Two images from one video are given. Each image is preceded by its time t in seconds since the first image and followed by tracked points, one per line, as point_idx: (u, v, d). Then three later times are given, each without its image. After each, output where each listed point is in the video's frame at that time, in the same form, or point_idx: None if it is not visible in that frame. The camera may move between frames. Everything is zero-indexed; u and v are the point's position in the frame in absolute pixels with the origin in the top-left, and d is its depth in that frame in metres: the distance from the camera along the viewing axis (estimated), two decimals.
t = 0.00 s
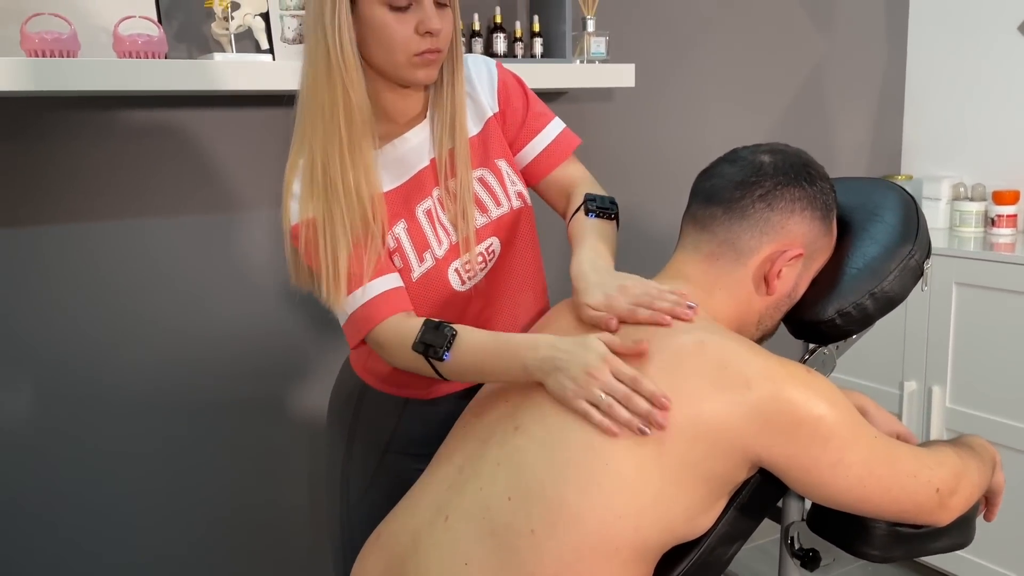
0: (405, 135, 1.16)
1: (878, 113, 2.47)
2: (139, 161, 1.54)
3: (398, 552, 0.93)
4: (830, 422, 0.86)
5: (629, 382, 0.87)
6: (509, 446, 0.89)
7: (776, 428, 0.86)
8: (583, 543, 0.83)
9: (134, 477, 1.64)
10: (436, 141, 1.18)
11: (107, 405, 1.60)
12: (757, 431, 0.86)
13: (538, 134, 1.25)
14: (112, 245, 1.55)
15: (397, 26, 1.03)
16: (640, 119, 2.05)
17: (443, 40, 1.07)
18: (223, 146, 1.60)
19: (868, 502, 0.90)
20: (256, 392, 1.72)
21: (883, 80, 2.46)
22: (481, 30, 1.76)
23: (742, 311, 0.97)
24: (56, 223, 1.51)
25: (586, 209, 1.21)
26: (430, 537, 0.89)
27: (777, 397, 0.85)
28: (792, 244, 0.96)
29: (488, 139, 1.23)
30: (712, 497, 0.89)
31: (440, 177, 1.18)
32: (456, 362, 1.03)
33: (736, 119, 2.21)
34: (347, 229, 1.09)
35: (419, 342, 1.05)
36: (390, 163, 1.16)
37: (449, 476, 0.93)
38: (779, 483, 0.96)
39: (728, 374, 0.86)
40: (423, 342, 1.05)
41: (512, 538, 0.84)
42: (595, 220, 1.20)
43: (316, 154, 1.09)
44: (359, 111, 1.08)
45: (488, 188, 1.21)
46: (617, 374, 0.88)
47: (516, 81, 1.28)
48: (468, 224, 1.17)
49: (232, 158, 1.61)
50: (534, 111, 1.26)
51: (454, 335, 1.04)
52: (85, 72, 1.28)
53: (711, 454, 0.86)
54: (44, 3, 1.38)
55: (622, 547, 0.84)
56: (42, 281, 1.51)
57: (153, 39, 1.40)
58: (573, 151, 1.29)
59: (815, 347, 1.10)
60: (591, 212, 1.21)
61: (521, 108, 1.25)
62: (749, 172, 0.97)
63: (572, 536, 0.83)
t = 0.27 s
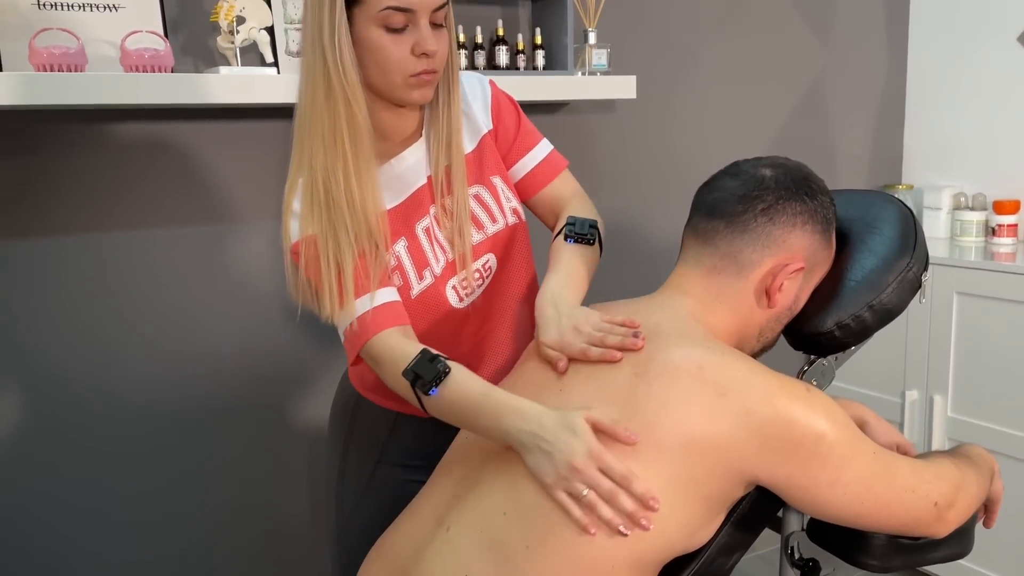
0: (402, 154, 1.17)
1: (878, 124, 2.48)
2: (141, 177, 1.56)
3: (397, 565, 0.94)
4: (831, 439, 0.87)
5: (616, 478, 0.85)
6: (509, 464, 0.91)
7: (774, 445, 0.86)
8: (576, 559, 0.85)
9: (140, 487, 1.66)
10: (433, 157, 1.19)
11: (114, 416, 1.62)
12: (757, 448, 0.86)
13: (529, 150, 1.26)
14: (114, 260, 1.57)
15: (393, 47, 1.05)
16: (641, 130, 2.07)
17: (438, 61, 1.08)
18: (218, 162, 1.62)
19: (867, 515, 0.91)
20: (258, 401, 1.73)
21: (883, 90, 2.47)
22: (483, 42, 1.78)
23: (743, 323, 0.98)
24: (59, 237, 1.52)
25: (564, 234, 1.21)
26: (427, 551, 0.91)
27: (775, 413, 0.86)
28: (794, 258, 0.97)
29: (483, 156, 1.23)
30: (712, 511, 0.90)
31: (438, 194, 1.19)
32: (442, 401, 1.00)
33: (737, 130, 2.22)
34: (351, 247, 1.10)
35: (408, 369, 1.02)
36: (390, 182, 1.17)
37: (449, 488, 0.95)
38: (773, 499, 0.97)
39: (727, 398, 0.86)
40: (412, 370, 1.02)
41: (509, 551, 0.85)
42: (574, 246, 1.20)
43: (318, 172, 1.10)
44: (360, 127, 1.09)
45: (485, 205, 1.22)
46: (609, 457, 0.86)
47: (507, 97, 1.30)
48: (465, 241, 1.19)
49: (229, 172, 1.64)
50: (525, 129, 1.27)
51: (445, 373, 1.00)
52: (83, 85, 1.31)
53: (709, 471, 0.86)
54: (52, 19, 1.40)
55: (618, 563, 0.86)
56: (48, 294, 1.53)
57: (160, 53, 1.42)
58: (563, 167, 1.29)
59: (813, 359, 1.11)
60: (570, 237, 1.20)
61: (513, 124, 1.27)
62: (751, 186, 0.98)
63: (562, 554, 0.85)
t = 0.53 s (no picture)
0: (382, 179, 1.18)
1: (878, 134, 2.49)
2: (144, 187, 1.59)
3: (401, 571, 0.96)
4: (830, 450, 0.88)
5: (539, 493, 0.88)
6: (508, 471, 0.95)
7: (774, 456, 0.87)
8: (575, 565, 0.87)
9: (145, 494, 1.68)
10: (415, 181, 1.20)
11: (119, 423, 1.64)
12: (756, 459, 0.87)
13: (508, 169, 1.20)
14: (118, 269, 1.60)
15: (377, 72, 1.06)
16: (641, 141, 2.08)
17: (423, 85, 1.10)
18: (221, 171, 1.64)
19: (865, 526, 0.92)
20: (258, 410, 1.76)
21: (883, 100, 2.48)
22: (485, 54, 1.80)
23: (742, 336, 0.99)
24: (64, 247, 1.55)
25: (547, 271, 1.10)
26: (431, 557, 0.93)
27: (775, 424, 0.87)
28: (792, 271, 0.98)
29: (466, 178, 1.22)
30: (712, 521, 0.91)
31: (417, 219, 1.20)
32: (395, 437, 1.07)
33: (738, 139, 2.24)
34: (315, 277, 1.13)
35: (360, 412, 1.10)
36: (368, 207, 1.18)
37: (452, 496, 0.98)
38: (772, 509, 0.98)
39: (727, 412, 0.87)
40: (363, 413, 1.09)
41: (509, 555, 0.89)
42: (559, 283, 1.09)
43: (289, 204, 1.13)
44: (329, 159, 1.11)
45: (467, 229, 1.22)
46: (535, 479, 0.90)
47: (497, 111, 1.25)
48: (443, 266, 1.18)
49: (232, 182, 1.66)
50: (507, 144, 1.22)
51: (391, 412, 1.07)
52: (90, 99, 1.33)
53: (710, 482, 0.87)
54: (59, 33, 1.42)
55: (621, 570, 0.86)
56: (55, 303, 1.56)
57: (166, 67, 1.43)
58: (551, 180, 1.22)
59: (812, 370, 1.12)
60: (554, 274, 1.09)
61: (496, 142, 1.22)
62: (750, 200, 0.99)
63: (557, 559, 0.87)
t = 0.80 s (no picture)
0: (370, 201, 1.19)
1: (878, 142, 2.51)
2: (148, 195, 1.61)
3: None
4: (829, 458, 0.89)
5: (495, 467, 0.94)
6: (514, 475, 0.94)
7: (774, 463, 0.88)
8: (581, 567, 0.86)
9: (150, 499, 1.69)
10: (402, 205, 1.19)
11: (124, 429, 1.65)
12: (757, 466, 0.88)
13: (498, 191, 1.14)
14: (121, 276, 1.61)
15: (362, 89, 1.08)
16: (642, 148, 2.09)
17: (411, 100, 1.10)
18: (224, 180, 1.66)
19: (864, 533, 0.93)
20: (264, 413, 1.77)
21: (883, 108, 2.50)
22: (488, 63, 1.81)
23: (741, 345, 1.01)
24: (69, 255, 1.57)
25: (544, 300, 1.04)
26: (437, 564, 0.93)
27: (774, 432, 0.88)
28: (791, 280, 0.99)
29: (455, 205, 1.19)
30: (713, 528, 0.92)
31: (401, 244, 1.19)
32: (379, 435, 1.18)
33: (738, 147, 2.25)
34: (293, 296, 1.18)
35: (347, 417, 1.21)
36: (352, 227, 1.20)
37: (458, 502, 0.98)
38: (773, 514, 0.99)
39: (727, 417, 0.88)
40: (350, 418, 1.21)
41: (514, 560, 0.88)
42: (557, 313, 1.03)
43: (272, 226, 1.18)
44: (307, 185, 1.13)
45: (453, 254, 1.20)
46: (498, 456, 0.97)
47: (492, 132, 1.20)
48: (427, 289, 1.18)
49: (237, 192, 1.68)
50: (498, 166, 1.16)
51: (373, 412, 1.18)
52: (97, 109, 1.35)
53: (712, 488, 0.88)
54: (66, 44, 1.44)
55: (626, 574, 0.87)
56: (61, 309, 1.58)
57: (172, 77, 1.45)
58: (545, 197, 1.15)
59: (811, 379, 1.13)
60: (550, 304, 1.03)
61: (485, 166, 1.17)
62: (749, 211, 1.01)
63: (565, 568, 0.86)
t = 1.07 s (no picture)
0: (377, 202, 1.21)
1: (879, 145, 2.52)
2: (153, 199, 1.62)
3: None
4: (828, 456, 0.90)
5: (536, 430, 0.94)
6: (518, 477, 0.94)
7: (773, 461, 0.90)
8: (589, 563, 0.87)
9: (155, 501, 1.71)
10: (409, 205, 1.21)
11: (129, 431, 1.67)
12: (755, 464, 0.90)
13: (518, 176, 1.19)
14: (124, 280, 1.63)
15: (365, 97, 1.09)
16: (644, 152, 2.11)
17: (412, 108, 1.12)
18: (229, 185, 1.68)
19: (863, 532, 0.94)
20: (267, 415, 1.79)
21: (883, 112, 2.51)
22: (490, 68, 1.82)
23: (739, 347, 1.02)
24: (72, 259, 1.58)
25: (578, 258, 1.10)
26: (444, 564, 0.94)
27: (773, 431, 0.89)
28: (788, 284, 1.00)
29: (462, 202, 1.23)
30: (713, 527, 0.93)
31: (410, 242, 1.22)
32: (409, 418, 1.15)
33: (739, 151, 2.26)
34: (299, 299, 1.18)
35: (374, 404, 1.18)
36: (360, 228, 1.22)
37: (462, 504, 0.97)
38: (774, 512, 1.00)
39: (733, 413, 0.90)
40: (377, 404, 1.17)
41: (524, 559, 0.88)
42: (592, 268, 1.09)
43: (280, 227, 1.18)
44: (315, 188, 1.15)
45: (460, 251, 1.23)
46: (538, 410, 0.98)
47: (496, 130, 1.25)
48: (437, 286, 1.20)
49: (242, 196, 1.69)
50: (514, 156, 1.20)
51: (404, 395, 1.15)
52: (97, 116, 1.36)
53: (711, 488, 0.90)
54: (72, 50, 1.45)
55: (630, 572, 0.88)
56: (63, 313, 1.59)
57: (178, 83, 1.46)
58: (565, 182, 1.20)
59: (811, 382, 1.14)
60: (585, 260, 1.09)
61: (496, 159, 1.22)
62: (747, 215, 1.02)
63: (575, 561, 0.87)
